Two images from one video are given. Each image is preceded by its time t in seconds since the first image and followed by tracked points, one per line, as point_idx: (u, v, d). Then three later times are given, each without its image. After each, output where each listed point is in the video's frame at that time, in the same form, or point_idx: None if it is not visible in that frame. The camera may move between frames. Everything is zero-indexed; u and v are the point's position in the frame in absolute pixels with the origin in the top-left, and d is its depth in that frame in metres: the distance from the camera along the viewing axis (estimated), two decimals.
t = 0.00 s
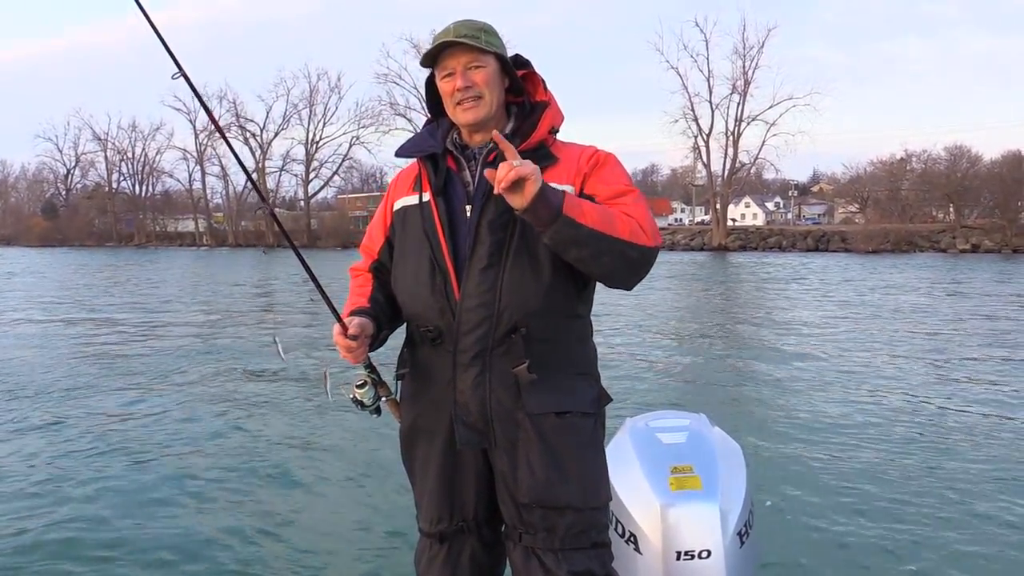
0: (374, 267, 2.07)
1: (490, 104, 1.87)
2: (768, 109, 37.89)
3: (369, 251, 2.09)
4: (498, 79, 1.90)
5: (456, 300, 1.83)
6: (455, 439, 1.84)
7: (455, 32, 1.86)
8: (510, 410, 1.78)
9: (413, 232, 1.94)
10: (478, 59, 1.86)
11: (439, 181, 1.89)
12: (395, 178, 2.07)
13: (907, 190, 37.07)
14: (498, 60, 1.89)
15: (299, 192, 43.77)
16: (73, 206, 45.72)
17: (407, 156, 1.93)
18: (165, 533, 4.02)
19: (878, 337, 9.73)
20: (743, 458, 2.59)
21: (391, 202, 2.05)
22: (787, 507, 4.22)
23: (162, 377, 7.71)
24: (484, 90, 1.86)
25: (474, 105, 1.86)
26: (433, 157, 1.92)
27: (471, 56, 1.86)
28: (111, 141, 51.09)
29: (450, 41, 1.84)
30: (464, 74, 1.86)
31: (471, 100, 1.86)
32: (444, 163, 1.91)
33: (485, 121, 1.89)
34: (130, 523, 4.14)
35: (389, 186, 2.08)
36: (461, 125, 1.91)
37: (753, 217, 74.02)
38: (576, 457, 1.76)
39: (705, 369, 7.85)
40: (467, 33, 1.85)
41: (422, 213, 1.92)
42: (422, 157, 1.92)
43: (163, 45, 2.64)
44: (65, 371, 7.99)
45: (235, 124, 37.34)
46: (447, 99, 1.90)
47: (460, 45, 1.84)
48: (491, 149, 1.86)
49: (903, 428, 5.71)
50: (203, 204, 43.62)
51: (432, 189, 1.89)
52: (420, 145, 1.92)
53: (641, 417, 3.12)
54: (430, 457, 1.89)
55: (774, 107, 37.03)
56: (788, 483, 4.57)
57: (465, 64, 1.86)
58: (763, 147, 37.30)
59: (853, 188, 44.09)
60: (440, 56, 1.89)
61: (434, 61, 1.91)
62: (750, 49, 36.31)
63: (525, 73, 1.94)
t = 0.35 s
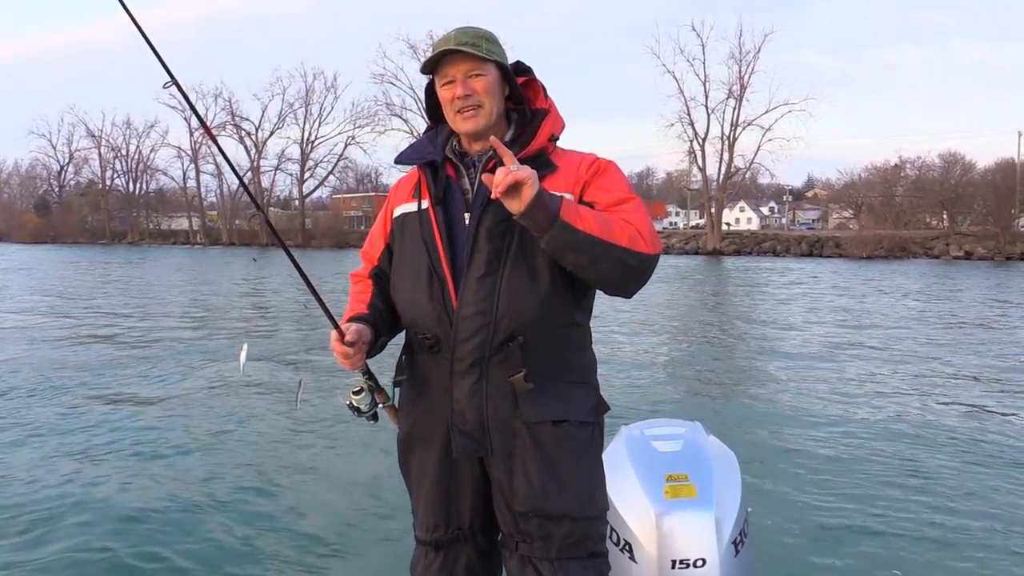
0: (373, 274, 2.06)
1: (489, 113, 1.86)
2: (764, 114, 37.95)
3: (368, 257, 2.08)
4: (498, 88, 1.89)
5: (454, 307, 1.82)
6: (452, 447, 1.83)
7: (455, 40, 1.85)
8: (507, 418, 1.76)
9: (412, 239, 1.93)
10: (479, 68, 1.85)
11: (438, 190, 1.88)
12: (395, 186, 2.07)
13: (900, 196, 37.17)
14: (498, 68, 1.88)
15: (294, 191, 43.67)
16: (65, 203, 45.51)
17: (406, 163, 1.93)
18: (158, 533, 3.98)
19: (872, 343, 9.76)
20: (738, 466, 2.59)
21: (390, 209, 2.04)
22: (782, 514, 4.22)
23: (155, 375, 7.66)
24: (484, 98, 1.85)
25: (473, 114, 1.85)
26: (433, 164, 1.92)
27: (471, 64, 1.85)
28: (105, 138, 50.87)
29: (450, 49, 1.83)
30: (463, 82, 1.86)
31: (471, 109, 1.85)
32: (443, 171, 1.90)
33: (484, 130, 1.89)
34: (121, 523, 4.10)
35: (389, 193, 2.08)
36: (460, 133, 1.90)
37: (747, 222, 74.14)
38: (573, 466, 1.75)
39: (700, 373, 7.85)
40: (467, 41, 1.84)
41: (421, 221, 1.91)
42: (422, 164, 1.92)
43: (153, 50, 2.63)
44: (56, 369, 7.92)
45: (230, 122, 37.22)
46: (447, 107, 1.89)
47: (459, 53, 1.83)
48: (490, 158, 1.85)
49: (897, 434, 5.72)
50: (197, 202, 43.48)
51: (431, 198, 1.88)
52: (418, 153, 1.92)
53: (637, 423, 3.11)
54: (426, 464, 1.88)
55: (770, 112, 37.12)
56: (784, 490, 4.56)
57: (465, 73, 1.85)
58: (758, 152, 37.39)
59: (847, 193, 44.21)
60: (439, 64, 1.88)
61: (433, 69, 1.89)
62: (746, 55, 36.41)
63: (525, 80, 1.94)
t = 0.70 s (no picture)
0: (372, 273, 2.05)
1: (491, 116, 1.85)
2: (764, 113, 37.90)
3: (367, 257, 2.07)
4: (499, 90, 1.88)
5: (452, 307, 1.81)
6: (451, 446, 1.82)
7: (457, 41, 1.83)
8: (506, 415, 1.76)
9: (410, 238, 1.92)
10: (481, 70, 1.84)
11: (436, 190, 1.87)
12: (393, 185, 2.05)
13: (901, 195, 37.09)
14: (499, 71, 1.87)
15: (294, 191, 43.65)
16: (66, 203, 45.50)
17: (405, 162, 1.91)
18: (155, 534, 3.97)
19: (873, 342, 9.74)
20: (739, 465, 2.58)
21: (389, 209, 2.03)
22: (782, 513, 4.20)
23: (154, 375, 7.65)
24: (486, 101, 1.85)
25: (474, 115, 1.85)
26: (431, 164, 1.90)
27: (473, 67, 1.84)
28: (105, 139, 50.80)
29: (453, 51, 1.82)
30: (465, 85, 1.84)
31: (472, 110, 1.84)
32: (441, 172, 1.89)
33: (484, 131, 1.88)
34: (118, 523, 4.09)
35: (386, 191, 2.06)
36: (459, 134, 1.89)
37: (748, 221, 74.13)
38: (572, 463, 1.74)
39: (700, 372, 7.83)
40: (470, 44, 1.83)
41: (419, 220, 1.90)
42: (419, 164, 1.90)
43: (150, 50, 2.63)
44: (56, 369, 7.93)
45: (230, 122, 37.20)
46: (447, 108, 1.88)
47: (462, 55, 1.82)
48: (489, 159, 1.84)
49: (898, 433, 5.70)
50: (197, 203, 43.46)
51: (429, 198, 1.87)
52: (417, 153, 1.90)
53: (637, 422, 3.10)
54: (425, 463, 1.87)
55: (770, 110, 37.08)
56: (784, 489, 4.55)
57: (467, 75, 1.84)
58: (759, 151, 37.34)
59: (847, 192, 44.20)
60: (441, 65, 1.86)
61: (434, 69, 1.88)
62: (746, 53, 36.37)
63: (524, 81, 1.93)
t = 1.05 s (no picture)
0: (369, 271, 2.05)
1: (488, 108, 1.86)
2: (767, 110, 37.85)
3: (363, 254, 2.07)
4: (496, 84, 1.88)
5: (449, 303, 1.81)
6: (450, 440, 1.82)
7: (458, 34, 1.83)
8: (504, 409, 1.75)
9: (407, 235, 1.91)
10: (479, 63, 1.85)
11: (431, 186, 1.87)
12: (388, 182, 2.05)
13: (904, 192, 37.03)
14: (496, 64, 1.88)
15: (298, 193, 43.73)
16: (70, 208, 45.63)
17: (400, 159, 1.91)
18: (154, 536, 3.98)
19: (877, 338, 9.71)
20: (737, 460, 2.57)
21: (384, 206, 2.02)
22: (783, 509, 4.19)
23: (156, 378, 7.67)
24: (483, 94, 1.85)
25: (472, 108, 1.85)
26: (425, 161, 1.90)
27: (471, 59, 1.84)
28: (108, 143, 50.90)
29: (452, 42, 1.82)
30: (463, 76, 1.85)
31: (469, 103, 1.85)
32: (436, 168, 1.89)
33: (480, 125, 1.88)
34: (117, 526, 4.10)
35: (382, 189, 2.06)
36: (456, 127, 1.89)
37: (751, 218, 74.09)
38: (570, 456, 1.74)
39: (702, 370, 7.82)
40: (470, 35, 1.83)
41: (414, 217, 1.90)
42: (413, 160, 1.90)
43: (143, 49, 2.64)
44: (59, 373, 7.96)
45: (233, 125, 37.27)
46: (445, 101, 1.87)
47: (461, 47, 1.82)
48: (485, 153, 1.84)
49: (901, 429, 5.68)
50: (201, 206, 43.56)
51: (424, 194, 1.87)
52: (411, 149, 1.90)
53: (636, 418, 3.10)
54: (424, 458, 1.87)
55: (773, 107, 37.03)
56: (785, 484, 4.54)
57: (465, 67, 1.84)
58: (761, 148, 37.29)
59: (850, 189, 44.17)
60: (439, 57, 1.87)
61: (431, 62, 1.88)
62: (748, 51, 36.25)
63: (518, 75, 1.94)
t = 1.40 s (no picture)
0: (365, 272, 2.06)
1: (485, 107, 1.86)
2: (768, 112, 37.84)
3: (359, 255, 2.08)
4: (492, 84, 1.90)
5: (450, 306, 1.81)
6: (451, 441, 1.82)
7: (452, 34, 1.86)
8: (505, 410, 1.75)
9: (405, 237, 1.91)
10: (474, 61, 1.86)
11: (430, 188, 1.87)
12: (385, 183, 2.05)
13: (907, 193, 37.01)
14: (491, 63, 1.90)
15: (301, 199, 43.83)
16: (74, 215, 45.76)
17: (397, 161, 1.92)
18: (154, 542, 3.96)
19: (880, 339, 9.68)
20: (736, 459, 2.57)
21: (380, 207, 2.03)
22: (787, 510, 4.16)
23: (158, 384, 7.66)
24: (480, 91, 1.86)
25: (469, 106, 1.85)
26: (423, 162, 1.91)
27: (467, 58, 1.86)
28: (112, 150, 51.08)
29: (447, 39, 1.83)
30: (460, 75, 1.86)
31: (467, 101, 1.85)
32: (434, 170, 1.89)
33: (479, 124, 1.88)
34: (116, 532, 4.08)
35: (378, 191, 2.06)
36: (454, 127, 1.89)
37: (754, 221, 74.15)
38: (570, 456, 1.74)
39: (705, 372, 7.80)
40: (464, 35, 1.85)
41: (412, 218, 1.90)
42: (412, 162, 1.91)
43: (140, 54, 2.65)
44: (60, 379, 7.96)
45: (235, 131, 37.36)
46: (442, 101, 1.88)
47: (458, 45, 1.84)
48: (484, 154, 1.85)
49: (906, 430, 5.64)
50: (204, 212, 43.67)
51: (423, 196, 1.88)
52: (408, 150, 1.90)
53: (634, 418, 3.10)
54: (425, 459, 1.87)
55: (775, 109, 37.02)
56: (788, 485, 4.51)
57: (461, 65, 1.86)
58: (764, 150, 37.28)
59: (853, 191, 44.17)
60: (435, 57, 1.89)
61: (427, 62, 1.90)
62: (750, 53, 36.26)
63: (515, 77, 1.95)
